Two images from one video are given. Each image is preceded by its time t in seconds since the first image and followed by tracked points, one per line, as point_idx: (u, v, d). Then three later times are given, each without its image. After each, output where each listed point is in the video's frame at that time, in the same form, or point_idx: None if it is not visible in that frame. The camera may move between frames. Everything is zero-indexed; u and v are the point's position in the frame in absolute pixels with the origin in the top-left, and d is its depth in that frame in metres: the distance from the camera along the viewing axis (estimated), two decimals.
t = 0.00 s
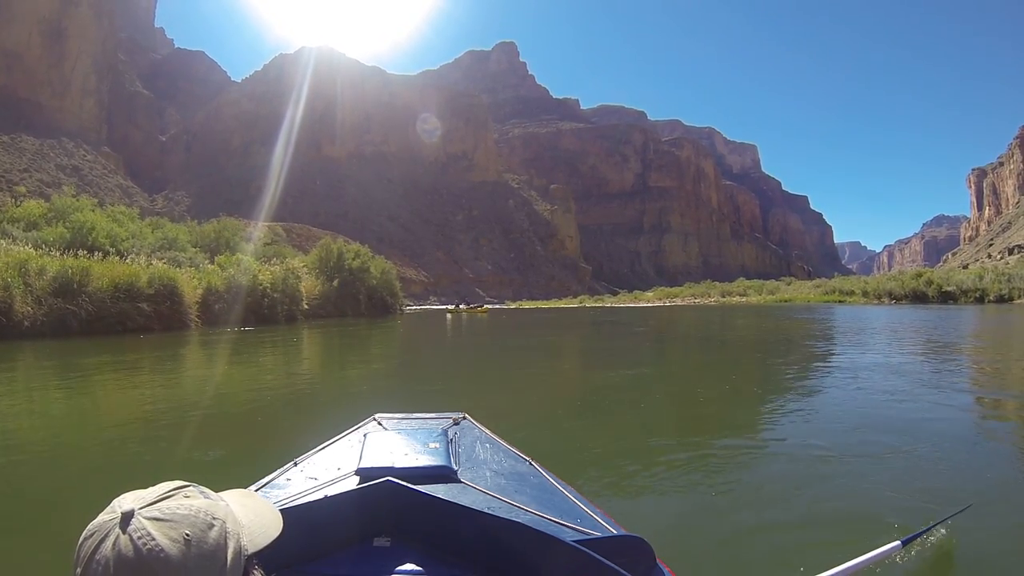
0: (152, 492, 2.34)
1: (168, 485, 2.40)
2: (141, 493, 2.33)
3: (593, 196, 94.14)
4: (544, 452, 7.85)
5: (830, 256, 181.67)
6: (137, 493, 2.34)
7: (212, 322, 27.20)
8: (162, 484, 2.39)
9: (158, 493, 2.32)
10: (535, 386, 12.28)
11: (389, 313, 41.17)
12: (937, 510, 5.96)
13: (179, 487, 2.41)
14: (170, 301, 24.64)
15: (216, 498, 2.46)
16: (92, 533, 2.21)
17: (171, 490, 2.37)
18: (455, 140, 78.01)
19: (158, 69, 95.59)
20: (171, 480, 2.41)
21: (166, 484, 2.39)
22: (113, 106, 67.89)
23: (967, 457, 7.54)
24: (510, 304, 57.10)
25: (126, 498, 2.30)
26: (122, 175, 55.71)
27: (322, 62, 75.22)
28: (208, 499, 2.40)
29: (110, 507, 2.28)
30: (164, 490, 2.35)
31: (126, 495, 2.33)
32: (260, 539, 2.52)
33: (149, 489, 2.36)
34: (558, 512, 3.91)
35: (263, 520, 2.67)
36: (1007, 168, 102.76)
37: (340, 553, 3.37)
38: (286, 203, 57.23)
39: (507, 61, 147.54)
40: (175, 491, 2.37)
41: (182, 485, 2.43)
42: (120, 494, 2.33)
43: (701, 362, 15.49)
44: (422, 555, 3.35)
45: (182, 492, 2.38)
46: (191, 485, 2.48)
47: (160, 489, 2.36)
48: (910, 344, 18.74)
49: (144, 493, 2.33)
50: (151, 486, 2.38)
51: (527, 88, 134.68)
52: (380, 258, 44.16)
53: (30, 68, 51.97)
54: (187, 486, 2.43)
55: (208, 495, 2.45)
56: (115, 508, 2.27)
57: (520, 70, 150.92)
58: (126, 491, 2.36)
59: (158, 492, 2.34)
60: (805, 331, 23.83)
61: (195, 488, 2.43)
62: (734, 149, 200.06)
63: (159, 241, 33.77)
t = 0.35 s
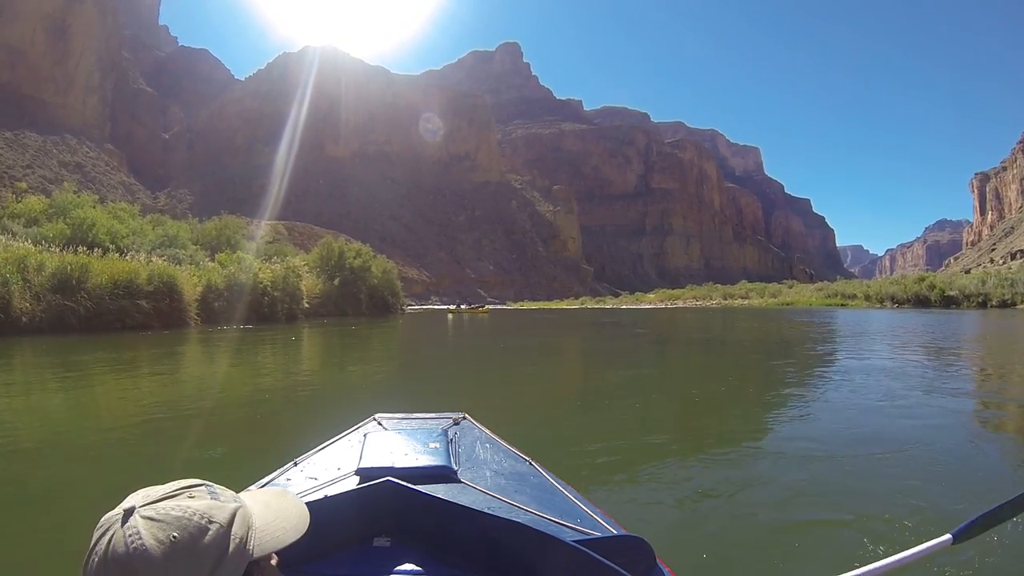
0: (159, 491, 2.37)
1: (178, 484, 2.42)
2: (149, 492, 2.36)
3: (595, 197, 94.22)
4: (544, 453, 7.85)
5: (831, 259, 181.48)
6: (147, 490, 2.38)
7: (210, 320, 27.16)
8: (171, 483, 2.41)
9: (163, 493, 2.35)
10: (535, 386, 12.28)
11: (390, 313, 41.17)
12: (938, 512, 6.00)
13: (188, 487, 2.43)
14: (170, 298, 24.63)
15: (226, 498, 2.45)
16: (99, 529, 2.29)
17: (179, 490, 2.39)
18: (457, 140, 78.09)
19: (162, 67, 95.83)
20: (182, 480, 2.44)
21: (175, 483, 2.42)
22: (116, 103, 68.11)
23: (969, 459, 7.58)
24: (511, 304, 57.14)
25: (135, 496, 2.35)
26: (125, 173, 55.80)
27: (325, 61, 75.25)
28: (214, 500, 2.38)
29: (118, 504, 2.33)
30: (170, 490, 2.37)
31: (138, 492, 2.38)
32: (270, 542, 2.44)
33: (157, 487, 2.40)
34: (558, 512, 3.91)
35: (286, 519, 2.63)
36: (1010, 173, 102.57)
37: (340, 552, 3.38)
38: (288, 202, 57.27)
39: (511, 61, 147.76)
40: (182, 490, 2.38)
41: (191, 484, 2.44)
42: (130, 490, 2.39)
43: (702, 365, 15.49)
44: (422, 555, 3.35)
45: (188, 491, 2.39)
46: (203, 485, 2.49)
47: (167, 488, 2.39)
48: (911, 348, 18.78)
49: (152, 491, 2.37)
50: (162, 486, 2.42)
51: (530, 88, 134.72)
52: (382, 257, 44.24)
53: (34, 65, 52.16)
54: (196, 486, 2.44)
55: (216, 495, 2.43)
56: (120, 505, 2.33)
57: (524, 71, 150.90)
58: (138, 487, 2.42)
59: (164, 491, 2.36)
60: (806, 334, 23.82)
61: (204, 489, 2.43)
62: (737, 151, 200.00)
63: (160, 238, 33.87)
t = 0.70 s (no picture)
0: (182, 483, 2.37)
1: (200, 478, 2.41)
2: (172, 485, 2.37)
3: (597, 198, 94.16)
4: (546, 453, 7.87)
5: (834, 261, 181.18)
6: (171, 483, 2.40)
7: (209, 318, 27.14)
8: (195, 478, 2.41)
9: (184, 486, 2.34)
10: (537, 387, 12.26)
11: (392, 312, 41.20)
12: (937, 514, 6.02)
13: (209, 483, 2.40)
14: (169, 295, 24.63)
15: (246, 495, 2.42)
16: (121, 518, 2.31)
17: (201, 483, 2.38)
18: (460, 140, 78.06)
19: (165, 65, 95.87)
20: (204, 474, 2.43)
21: (197, 477, 2.41)
22: (119, 101, 68.19)
23: (967, 462, 7.59)
24: (513, 304, 57.12)
25: (157, 488, 2.37)
26: (127, 170, 55.83)
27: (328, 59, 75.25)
28: (232, 497, 2.36)
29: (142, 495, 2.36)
30: (191, 483, 2.36)
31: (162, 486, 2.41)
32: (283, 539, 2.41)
33: (181, 481, 2.40)
34: (557, 511, 3.90)
35: (305, 521, 2.60)
36: (1013, 177, 102.41)
37: (341, 552, 3.37)
38: (291, 200, 57.28)
39: (514, 61, 147.69)
40: (203, 485, 2.37)
41: (214, 479, 2.41)
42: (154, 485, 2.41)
43: (704, 366, 15.46)
44: (422, 555, 3.34)
45: (209, 487, 2.36)
46: (227, 482, 2.46)
47: (189, 482, 2.38)
48: (914, 351, 18.77)
49: (175, 484, 2.37)
50: (185, 478, 2.42)
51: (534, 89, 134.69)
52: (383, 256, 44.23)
53: (38, 61, 52.21)
54: (219, 482, 2.42)
55: (236, 492, 2.40)
56: (142, 496, 2.32)
57: (527, 71, 150.83)
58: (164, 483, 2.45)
59: (185, 484, 2.35)
60: (808, 336, 23.79)
61: (224, 485, 2.41)
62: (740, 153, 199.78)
63: (160, 235, 33.87)
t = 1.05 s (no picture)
0: (174, 483, 2.37)
1: (193, 477, 2.42)
2: (164, 484, 2.37)
3: (598, 197, 94.16)
4: (546, 452, 7.87)
5: (835, 259, 180.86)
6: (163, 483, 2.39)
7: (208, 319, 27.11)
8: (187, 477, 2.41)
9: (179, 485, 2.35)
10: (537, 386, 12.26)
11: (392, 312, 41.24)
12: (937, 512, 6.01)
13: (201, 482, 2.42)
14: (167, 296, 24.66)
15: (239, 493, 2.45)
16: (112, 520, 2.29)
17: (193, 483, 2.38)
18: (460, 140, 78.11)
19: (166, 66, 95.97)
20: (194, 474, 2.43)
21: (189, 476, 2.41)
22: (119, 102, 68.29)
23: (967, 460, 7.58)
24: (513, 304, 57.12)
25: (148, 489, 2.36)
26: (128, 171, 55.86)
27: (328, 60, 75.23)
28: (228, 494, 2.40)
29: (134, 496, 2.35)
30: (185, 483, 2.36)
31: (152, 486, 2.40)
32: (279, 534, 2.50)
33: (173, 480, 2.40)
34: (557, 511, 3.90)
35: (294, 519, 2.65)
36: (1013, 174, 102.29)
37: (341, 552, 3.40)
38: (291, 201, 57.29)
39: (514, 61, 147.59)
40: (197, 484, 2.38)
41: (206, 479, 2.43)
42: (145, 485, 2.40)
43: (704, 364, 15.47)
44: (422, 555, 3.34)
45: (203, 485, 2.38)
46: (220, 480, 2.48)
47: (181, 481, 2.38)
48: (916, 349, 18.77)
49: (168, 484, 2.37)
50: (175, 479, 2.40)
51: (534, 88, 134.68)
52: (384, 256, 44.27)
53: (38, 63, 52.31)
54: (211, 481, 2.44)
55: (230, 490, 2.43)
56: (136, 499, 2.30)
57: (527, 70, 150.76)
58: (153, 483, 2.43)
59: (179, 484, 2.35)
60: (809, 335, 23.83)
61: (217, 483, 2.44)
62: (741, 152, 199.56)
63: (159, 236, 33.89)
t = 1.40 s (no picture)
0: (157, 486, 2.45)
1: (174, 479, 2.52)
2: (146, 486, 2.44)
3: (597, 195, 94.17)
4: (546, 451, 7.85)
5: (835, 256, 180.69)
6: (144, 485, 2.46)
7: (206, 321, 27.09)
8: (167, 478, 2.51)
9: (163, 487, 2.44)
10: (536, 385, 12.26)
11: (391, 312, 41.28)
12: (935, 509, 5.97)
13: (182, 482, 2.53)
14: (165, 298, 24.67)
15: (216, 492, 2.62)
16: (97, 524, 2.33)
17: (175, 484, 2.49)
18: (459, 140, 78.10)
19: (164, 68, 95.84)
20: (174, 476, 2.53)
21: (170, 478, 2.51)
22: (118, 105, 68.26)
23: (967, 457, 7.54)
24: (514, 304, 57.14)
25: (132, 491, 2.43)
26: (127, 173, 55.82)
27: (326, 60, 75.19)
28: (210, 494, 2.54)
29: (117, 499, 2.40)
30: (168, 485, 2.45)
31: (134, 488, 2.46)
32: (259, 533, 2.66)
33: (155, 482, 2.48)
34: (557, 512, 3.89)
35: (267, 515, 2.83)
36: (1013, 169, 102.32)
37: (341, 552, 3.40)
38: (291, 202, 57.26)
39: (512, 60, 147.47)
40: (179, 485, 2.48)
41: (186, 479, 2.55)
42: (126, 489, 2.45)
43: (703, 362, 15.46)
44: (421, 556, 3.34)
45: (185, 486, 2.50)
46: (195, 480, 2.60)
47: (163, 484, 2.46)
48: (915, 345, 18.76)
49: (151, 485, 2.45)
50: (155, 481, 2.48)
51: (532, 88, 134.64)
52: (383, 256, 44.30)
53: (36, 66, 52.30)
54: (190, 481, 2.56)
55: (207, 489, 2.59)
56: (119, 501, 2.37)
57: (526, 70, 150.65)
58: (132, 486, 2.49)
59: (163, 485, 2.44)
60: (810, 332, 23.74)
61: (196, 483, 2.56)
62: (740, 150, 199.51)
63: (157, 238, 33.88)
